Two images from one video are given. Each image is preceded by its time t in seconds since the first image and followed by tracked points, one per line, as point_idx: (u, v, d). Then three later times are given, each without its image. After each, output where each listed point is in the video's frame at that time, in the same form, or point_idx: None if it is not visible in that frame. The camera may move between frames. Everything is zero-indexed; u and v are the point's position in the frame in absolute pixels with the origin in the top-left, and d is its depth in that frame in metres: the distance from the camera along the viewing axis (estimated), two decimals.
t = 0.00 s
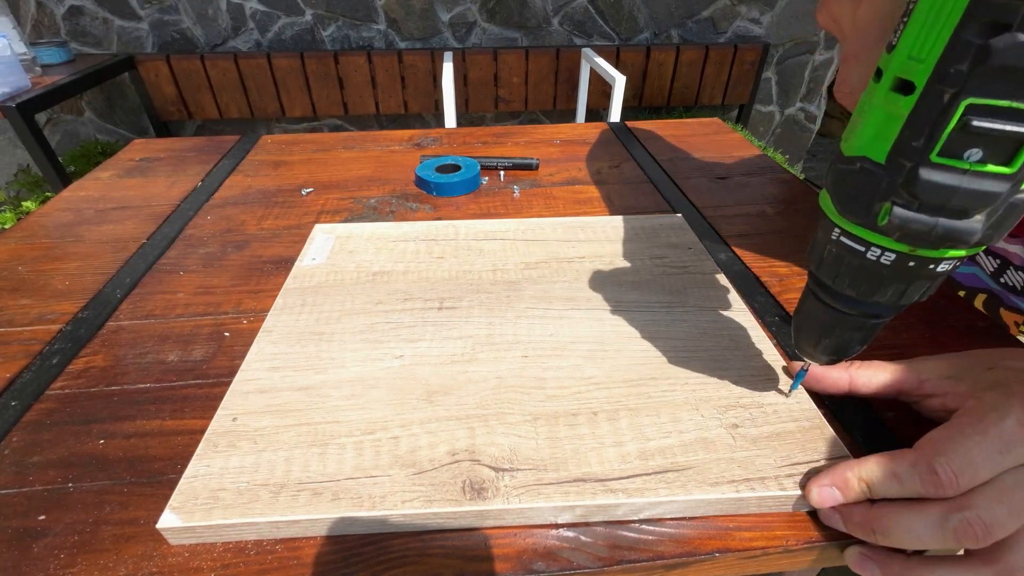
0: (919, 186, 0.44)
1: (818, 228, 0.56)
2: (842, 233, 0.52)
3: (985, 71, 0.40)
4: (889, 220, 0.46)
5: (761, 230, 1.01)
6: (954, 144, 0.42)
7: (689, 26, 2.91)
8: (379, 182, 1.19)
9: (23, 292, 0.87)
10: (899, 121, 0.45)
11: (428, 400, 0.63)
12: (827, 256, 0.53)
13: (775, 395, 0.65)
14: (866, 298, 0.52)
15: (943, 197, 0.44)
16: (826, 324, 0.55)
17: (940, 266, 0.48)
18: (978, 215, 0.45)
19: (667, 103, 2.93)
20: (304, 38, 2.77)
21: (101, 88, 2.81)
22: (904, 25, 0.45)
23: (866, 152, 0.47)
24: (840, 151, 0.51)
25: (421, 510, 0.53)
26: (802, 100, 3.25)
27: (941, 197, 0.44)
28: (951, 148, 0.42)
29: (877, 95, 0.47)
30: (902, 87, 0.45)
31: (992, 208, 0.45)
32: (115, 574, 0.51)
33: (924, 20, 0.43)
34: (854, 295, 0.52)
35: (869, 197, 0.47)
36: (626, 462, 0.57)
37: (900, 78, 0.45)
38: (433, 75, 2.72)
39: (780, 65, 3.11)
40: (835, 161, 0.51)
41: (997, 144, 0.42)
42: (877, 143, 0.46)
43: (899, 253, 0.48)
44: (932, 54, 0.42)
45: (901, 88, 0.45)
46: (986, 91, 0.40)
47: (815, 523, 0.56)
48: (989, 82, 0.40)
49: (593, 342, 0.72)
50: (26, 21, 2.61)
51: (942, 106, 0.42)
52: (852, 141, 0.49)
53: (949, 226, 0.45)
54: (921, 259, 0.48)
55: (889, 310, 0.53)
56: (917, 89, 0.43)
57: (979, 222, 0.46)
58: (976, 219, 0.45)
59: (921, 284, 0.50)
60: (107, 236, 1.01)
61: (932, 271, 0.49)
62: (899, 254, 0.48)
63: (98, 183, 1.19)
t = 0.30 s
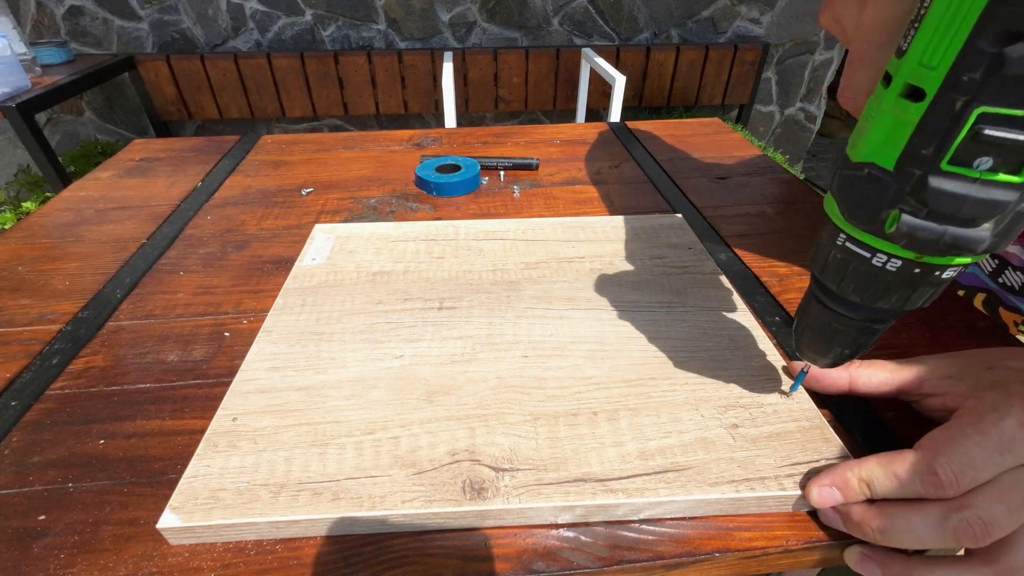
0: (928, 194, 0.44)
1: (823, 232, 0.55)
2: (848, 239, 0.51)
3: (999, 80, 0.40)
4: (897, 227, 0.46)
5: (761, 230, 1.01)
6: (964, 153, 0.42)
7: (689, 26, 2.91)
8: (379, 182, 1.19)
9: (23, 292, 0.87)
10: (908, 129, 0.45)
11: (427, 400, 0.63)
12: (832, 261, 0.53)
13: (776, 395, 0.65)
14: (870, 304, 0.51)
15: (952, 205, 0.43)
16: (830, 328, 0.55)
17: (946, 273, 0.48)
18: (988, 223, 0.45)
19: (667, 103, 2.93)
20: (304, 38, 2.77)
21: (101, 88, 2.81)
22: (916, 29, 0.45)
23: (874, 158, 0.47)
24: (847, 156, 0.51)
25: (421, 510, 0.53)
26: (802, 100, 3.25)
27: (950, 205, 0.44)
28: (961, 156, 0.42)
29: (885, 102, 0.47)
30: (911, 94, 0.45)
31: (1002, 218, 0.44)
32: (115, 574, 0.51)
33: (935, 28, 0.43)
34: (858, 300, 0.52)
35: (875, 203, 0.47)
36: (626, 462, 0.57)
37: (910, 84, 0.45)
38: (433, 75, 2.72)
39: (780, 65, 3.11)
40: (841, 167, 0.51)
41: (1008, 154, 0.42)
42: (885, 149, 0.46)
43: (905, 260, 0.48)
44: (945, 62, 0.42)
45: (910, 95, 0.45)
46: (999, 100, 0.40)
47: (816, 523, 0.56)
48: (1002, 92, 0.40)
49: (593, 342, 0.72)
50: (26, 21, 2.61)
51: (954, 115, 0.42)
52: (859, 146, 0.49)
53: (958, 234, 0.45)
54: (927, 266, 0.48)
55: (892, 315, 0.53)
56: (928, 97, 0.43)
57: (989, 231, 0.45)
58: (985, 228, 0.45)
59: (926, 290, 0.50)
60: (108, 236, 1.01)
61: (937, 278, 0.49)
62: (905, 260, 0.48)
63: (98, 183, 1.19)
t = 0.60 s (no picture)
0: (926, 212, 0.44)
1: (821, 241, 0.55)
2: (846, 252, 0.51)
3: (998, 102, 0.39)
4: (895, 243, 0.46)
5: (761, 230, 1.01)
6: (962, 172, 0.42)
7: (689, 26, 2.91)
8: (379, 182, 1.19)
9: (23, 292, 0.87)
10: (906, 146, 0.44)
11: (427, 401, 0.63)
12: (830, 272, 0.53)
13: (775, 395, 0.65)
14: (868, 316, 0.51)
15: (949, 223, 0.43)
16: (827, 339, 0.55)
17: (943, 286, 0.48)
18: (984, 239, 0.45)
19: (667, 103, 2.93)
20: (304, 38, 2.77)
21: (101, 88, 2.81)
22: (916, 47, 0.45)
23: (872, 173, 0.47)
24: (847, 169, 0.51)
25: (421, 511, 0.53)
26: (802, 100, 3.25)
27: (948, 222, 0.43)
28: (959, 175, 0.42)
29: (885, 117, 0.47)
30: (910, 111, 0.45)
31: (997, 234, 0.44)
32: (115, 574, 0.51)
33: (934, 47, 0.43)
34: (856, 311, 0.52)
35: (874, 219, 0.47)
36: (626, 462, 0.57)
37: (909, 101, 0.45)
38: (433, 75, 2.72)
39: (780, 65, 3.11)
40: (841, 180, 0.51)
41: (1004, 173, 0.41)
42: (884, 165, 0.46)
43: (903, 273, 0.48)
44: (944, 81, 0.42)
45: (909, 112, 0.45)
46: (998, 121, 0.40)
47: (816, 523, 0.56)
48: (1000, 113, 0.39)
49: (593, 343, 0.72)
50: (25, 21, 2.61)
51: (952, 134, 0.41)
52: (858, 160, 0.49)
53: (955, 251, 0.45)
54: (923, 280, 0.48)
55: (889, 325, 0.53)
56: (926, 114, 0.43)
57: (985, 246, 0.45)
58: (981, 244, 0.45)
59: (922, 302, 0.50)
60: (108, 236, 1.01)
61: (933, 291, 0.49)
62: (902, 274, 0.48)
63: (97, 184, 1.19)
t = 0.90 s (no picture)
0: (917, 215, 0.44)
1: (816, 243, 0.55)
2: (840, 254, 0.51)
3: (986, 106, 0.39)
4: (887, 246, 0.46)
5: (761, 230, 1.01)
6: (953, 175, 0.42)
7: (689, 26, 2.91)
8: (379, 182, 1.19)
9: (23, 292, 0.87)
10: (899, 150, 0.44)
11: (427, 400, 0.63)
12: (825, 274, 0.53)
13: (775, 395, 0.65)
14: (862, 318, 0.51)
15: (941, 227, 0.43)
16: (823, 340, 0.55)
17: (937, 287, 0.48)
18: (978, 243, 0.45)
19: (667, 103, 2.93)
20: (304, 38, 2.77)
21: (101, 88, 2.81)
22: (905, 51, 0.45)
23: (865, 177, 0.47)
24: (840, 172, 0.51)
25: (421, 510, 0.53)
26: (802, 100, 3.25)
27: (939, 226, 0.43)
28: (950, 179, 0.42)
29: (877, 122, 0.47)
30: (902, 116, 0.45)
31: (989, 236, 0.44)
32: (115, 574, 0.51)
33: (925, 52, 0.43)
34: (851, 312, 0.52)
35: (866, 222, 0.47)
36: (626, 462, 0.57)
37: (900, 106, 0.45)
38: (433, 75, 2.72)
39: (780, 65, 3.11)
40: (834, 183, 0.51)
41: (995, 178, 0.41)
42: (877, 170, 0.46)
43: (897, 275, 0.48)
44: (934, 86, 0.42)
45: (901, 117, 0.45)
46: (987, 126, 0.39)
47: (816, 523, 0.56)
48: (990, 118, 0.39)
49: (593, 343, 0.72)
50: (25, 21, 2.61)
51: (942, 138, 0.41)
52: (852, 165, 0.49)
53: (947, 254, 0.45)
54: (917, 281, 0.48)
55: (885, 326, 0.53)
56: (917, 119, 0.43)
57: (976, 248, 0.45)
58: (973, 246, 0.45)
59: (916, 302, 0.50)
60: (108, 237, 1.01)
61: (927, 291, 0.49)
62: (896, 276, 0.48)
63: (97, 184, 1.19)
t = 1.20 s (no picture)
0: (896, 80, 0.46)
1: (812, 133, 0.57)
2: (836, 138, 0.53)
3: None
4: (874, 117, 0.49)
5: (762, 230, 1.01)
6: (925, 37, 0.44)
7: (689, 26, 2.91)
8: (378, 182, 1.19)
9: (23, 292, 0.87)
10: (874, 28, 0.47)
11: (427, 400, 0.63)
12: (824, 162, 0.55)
13: (776, 394, 0.65)
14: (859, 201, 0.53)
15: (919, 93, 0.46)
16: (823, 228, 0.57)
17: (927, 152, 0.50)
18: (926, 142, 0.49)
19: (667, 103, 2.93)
20: (303, 38, 2.77)
21: (101, 88, 2.81)
22: None
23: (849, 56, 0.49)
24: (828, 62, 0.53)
25: (421, 510, 0.53)
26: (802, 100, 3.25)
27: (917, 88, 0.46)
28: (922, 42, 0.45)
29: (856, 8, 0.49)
30: None
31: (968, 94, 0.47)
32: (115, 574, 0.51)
33: None
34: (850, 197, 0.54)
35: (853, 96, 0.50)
36: (626, 461, 0.57)
37: None
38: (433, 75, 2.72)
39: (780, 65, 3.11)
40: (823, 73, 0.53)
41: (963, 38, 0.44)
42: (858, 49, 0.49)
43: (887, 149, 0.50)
44: None
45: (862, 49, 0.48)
46: None
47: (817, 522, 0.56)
48: None
49: (593, 342, 0.71)
50: (25, 21, 2.61)
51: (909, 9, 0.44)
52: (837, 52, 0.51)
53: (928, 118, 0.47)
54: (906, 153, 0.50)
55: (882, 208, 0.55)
56: None
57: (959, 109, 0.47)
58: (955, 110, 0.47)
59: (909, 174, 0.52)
60: (108, 237, 1.01)
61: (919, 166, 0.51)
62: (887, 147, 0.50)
63: (97, 184, 1.19)
